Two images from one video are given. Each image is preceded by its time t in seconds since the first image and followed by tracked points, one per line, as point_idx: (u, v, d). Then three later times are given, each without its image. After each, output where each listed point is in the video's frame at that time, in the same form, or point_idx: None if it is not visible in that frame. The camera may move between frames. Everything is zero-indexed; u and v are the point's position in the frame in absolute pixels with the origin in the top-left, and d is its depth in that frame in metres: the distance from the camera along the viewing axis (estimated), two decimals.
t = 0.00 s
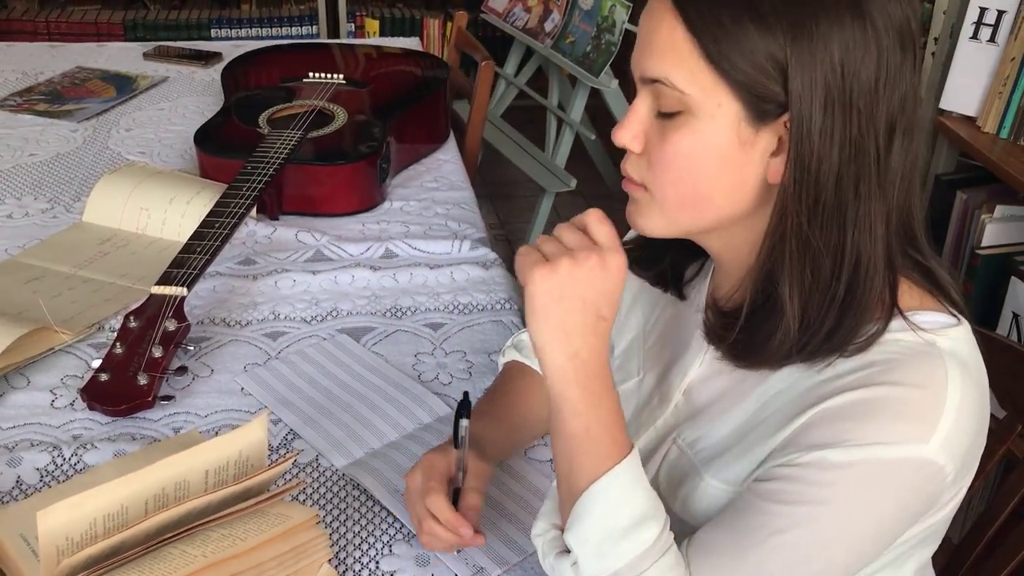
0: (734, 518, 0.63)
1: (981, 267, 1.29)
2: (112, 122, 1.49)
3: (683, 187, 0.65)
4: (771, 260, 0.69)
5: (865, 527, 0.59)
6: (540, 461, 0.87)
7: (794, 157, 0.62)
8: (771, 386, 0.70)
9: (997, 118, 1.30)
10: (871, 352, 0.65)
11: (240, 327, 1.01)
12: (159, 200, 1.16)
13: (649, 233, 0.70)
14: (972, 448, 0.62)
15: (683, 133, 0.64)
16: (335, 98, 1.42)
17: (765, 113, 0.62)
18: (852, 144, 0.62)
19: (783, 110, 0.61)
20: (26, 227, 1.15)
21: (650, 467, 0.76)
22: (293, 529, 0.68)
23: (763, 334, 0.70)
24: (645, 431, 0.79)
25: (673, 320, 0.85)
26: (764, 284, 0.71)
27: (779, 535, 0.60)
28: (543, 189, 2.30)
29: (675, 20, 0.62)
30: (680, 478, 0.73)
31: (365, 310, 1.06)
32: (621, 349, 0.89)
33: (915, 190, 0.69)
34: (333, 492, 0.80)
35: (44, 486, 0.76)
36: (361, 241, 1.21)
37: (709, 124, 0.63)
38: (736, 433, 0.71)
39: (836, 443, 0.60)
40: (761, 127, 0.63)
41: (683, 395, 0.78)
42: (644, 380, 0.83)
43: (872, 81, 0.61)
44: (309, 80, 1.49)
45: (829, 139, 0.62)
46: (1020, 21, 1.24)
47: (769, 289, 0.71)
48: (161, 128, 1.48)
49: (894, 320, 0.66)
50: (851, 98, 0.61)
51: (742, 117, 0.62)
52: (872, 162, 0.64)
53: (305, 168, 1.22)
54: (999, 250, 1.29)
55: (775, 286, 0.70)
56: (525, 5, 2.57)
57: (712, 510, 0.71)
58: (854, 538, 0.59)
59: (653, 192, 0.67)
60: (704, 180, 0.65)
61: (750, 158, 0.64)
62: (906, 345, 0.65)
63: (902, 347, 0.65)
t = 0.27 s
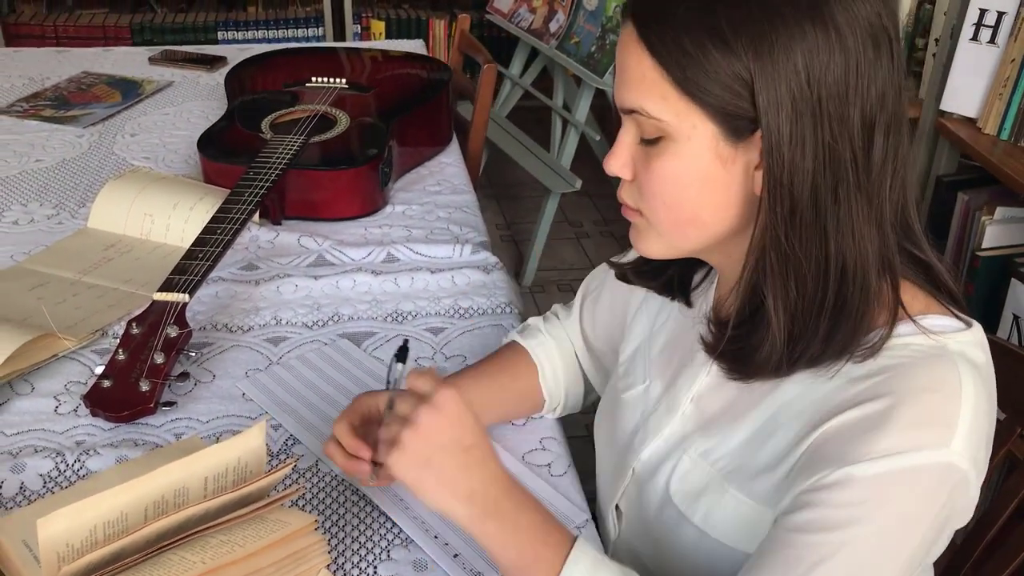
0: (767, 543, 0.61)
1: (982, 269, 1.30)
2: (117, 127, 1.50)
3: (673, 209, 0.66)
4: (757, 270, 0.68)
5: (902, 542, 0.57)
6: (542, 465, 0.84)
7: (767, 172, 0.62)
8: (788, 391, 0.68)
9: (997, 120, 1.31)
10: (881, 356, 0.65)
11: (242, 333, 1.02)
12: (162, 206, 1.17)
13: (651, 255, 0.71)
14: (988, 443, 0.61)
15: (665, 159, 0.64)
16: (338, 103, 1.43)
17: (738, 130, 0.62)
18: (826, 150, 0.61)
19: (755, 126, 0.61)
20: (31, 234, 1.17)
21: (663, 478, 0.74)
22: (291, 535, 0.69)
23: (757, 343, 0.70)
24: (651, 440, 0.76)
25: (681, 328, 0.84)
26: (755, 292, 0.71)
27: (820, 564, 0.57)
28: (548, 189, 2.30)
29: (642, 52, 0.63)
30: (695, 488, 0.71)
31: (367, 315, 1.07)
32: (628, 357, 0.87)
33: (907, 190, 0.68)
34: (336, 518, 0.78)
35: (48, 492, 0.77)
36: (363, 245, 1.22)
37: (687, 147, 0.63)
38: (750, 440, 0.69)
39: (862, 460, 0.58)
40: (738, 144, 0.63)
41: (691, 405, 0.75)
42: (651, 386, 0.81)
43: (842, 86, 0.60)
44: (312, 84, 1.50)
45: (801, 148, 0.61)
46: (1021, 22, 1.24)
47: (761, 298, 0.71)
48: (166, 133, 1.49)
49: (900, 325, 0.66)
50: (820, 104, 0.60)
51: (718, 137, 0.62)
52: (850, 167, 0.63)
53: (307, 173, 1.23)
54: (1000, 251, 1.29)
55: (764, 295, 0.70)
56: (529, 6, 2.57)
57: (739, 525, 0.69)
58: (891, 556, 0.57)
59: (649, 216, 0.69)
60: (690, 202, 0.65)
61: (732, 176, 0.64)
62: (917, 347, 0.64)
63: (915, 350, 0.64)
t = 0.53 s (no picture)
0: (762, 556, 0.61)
1: (978, 268, 1.29)
2: (122, 128, 1.52)
3: (651, 214, 0.66)
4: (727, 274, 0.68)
5: (885, 559, 0.57)
6: (533, 466, 0.85)
7: (741, 177, 0.62)
8: (779, 402, 0.69)
9: (996, 120, 1.31)
10: (864, 368, 0.65)
11: (242, 333, 1.03)
12: (164, 207, 1.18)
13: (633, 263, 0.72)
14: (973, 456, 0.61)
15: (645, 164, 0.65)
16: (340, 104, 1.44)
17: (713, 136, 0.62)
18: (800, 157, 0.61)
19: (731, 132, 0.61)
20: (36, 235, 1.18)
21: (652, 487, 0.74)
22: (286, 534, 0.70)
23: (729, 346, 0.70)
24: (640, 449, 0.76)
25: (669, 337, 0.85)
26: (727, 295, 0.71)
27: None
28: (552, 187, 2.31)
29: (624, 59, 0.64)
30: (684, 499, 0.71)
31: (365, 316, 1.08)
32: (619, 366, 0.87)
33: (888, 199, 0.67)
34: (331, 517, 0.78)
35: (48, 492, 0.78)
36: (363, 246, 1.23)
37: (665, 152, 0.64)
38: (739, 450, 0.70)
39: (841, 474, 0.59)
40: (714, 150, 0.63)
41: (680, 414, 0.75)
42: (641, 395, 0.81)
43: (817, 94, 0.60)
44: (314, 85, 1.51)
45: (774, 155, 0.61)
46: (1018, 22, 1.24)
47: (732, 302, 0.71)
48: (170, 133, 1.51)
49: (883, 337, 0.65)
50: (794, 112, 0.60)
51: (696, 142, 0.63)
52: (825, 176, 0.62)
53: (308, 174, 1.24)
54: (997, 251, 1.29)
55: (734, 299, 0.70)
56: (534, 4, 2.58)
57: (728, 536, 0.69)
58: (877, 573, 0.57)
59: (630, 223, 0.69)
60: (669, 208, 0.66)
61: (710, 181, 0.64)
62: (901, 359, 0.64)
63: (898, 362, 0.64)
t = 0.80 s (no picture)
0: (746, 551, 0.61)
1: (978, 265, 1.29)
2: (128, 124, 1.53)
3: (631, 201, 0.67)
4: (702, 265, 0.69)
5: (866, 554, 0.57)
6: (528, 462, 0.85)
7: (716, 167, 0.62)
8: (768, 394, 0.68)
9: (996, 116, 1.30)
10: (846, 366, 0.65)
11: (242, 329, 1.04)
12: (167, 204, 1.19)
13: (612, 254, 0.72)
14: (955, 454, 0.61)
15: (626, 151, 0.65)
16: (342, 100, 1.45)
17: (692, 123, 0.62)
18: (777, 150, 0.61)
19: (709, 120, 0.61)
20: (41, 231, 1.20)
21: (637, 486, 0.74)
22: (280, 526, 0.70)
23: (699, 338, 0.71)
24: (625, 448, 0.76)
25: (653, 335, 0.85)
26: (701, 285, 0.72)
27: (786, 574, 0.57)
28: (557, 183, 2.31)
29: (613, 47, 0.64)
30: (670, 497, 0.71)
31: (365, 312, 1.09)
32: (607, 364, 0.87)
33: (869, 196, 0.67)
34: (326, 510, 0.78)
35: (48, 484, 0.79)
36: (364, 242, 1.23)
37: (645, 139, 0.64)
38: (721, 449, 0.70)
39: (823, 468, 0.59)
40: (692, 138, 0.63)
41: (665, 412, 0.75)
42: (625, 394, 0.81)
43: (796, 88, 0.60)
44: (317, 82, 1.51)
45: (751, 145, 0.61)
46: (1019, 18, 1.23)
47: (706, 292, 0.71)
48: (175, 130, 1.52)
49: (865, 334, 0.66)
50: (773, 104, 0.60)
51: (676, 130, 0.63)
52: (801, 170, 0.62)
53: (309, 171, 1.25)
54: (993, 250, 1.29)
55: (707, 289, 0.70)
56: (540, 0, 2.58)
57: (714, 535, 0.69)
58: (860, 567, 0.57)
59: (609, 211, 0.69)
60: (648, 196, 0.66)
61: (689, 173, 0.64)
62: (881, 355, 0.64)
63: (878, 359, 0.64)
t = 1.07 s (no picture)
0: (729, 551, 0.61)
1: (976, 267, 1.29)
2: (134, 125, 1.55)
3: (610, 206, 0.67)
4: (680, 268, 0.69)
5: (846, 555, 0.57)
6: (520, 461, 0.86)
7: (690, 172, 0.62)
8: (751, 398, 0.69)
9: (996, 117, 1.30)
10: (827, 368, 0.65)
11: (241, 328, 1.05)
12: (170, 204, 1.20)
13: (594, 257, 0.72)
14: (937, 455, 0.61)
15: (604, 156, 0.66)
16: (345, 102, 1.46)
17: (666, 128, 0.62)
18: (750, 153, 0.61)
19: (683, 124, 0.61)
20: (45, 230, 1.21)
21: (623, 487, 0.74)
22: (270, 524, 0.71)
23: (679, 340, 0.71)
24: (612, 449, 0.76)
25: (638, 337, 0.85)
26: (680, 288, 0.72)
27: (767, 575, 0.58)
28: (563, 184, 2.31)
29: (588, 52, 0.65)
30: (655, 497, 0.72)
31: (363, 311, 1.09)
32: (597, 365, 0.87)
33: (847, 198, 0.67)
34: (319, 508, 0.79)
35: (46, 481, 0.80)
36: (364, 242, 1.24)
37: (621, 144, 0.65)
38: (705, 449, 0.70)
39: (803, 470, 0.59)
40: (668, 142, 0.63)
41: (651, 413, 0.75)
42: (613, 395, 0.81)
43: (769, 92, 0.60)
44: (320, 83, 1.53)
45: (724, 149, 0.61)
46: (1019, 20, 1.23)
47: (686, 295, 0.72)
48: (180, 131, 1.53)
49: (844, 336, 0.66)
50: (745, 108, 0.60)
51: (652, 134, 0.63)
52: (775, 173, 0.62)
53: (310, 171, 1.26)
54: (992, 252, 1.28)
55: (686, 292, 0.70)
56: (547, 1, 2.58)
57: (699, 536, 0.69)
58: (840, 569, 0.57)
59: (590, 215, 0.70)
60: (626, 199, 0.66)
61: (666, 176, 0.65)
62: (862, 357, 0.64)
63: (859, 361, 0.64)
